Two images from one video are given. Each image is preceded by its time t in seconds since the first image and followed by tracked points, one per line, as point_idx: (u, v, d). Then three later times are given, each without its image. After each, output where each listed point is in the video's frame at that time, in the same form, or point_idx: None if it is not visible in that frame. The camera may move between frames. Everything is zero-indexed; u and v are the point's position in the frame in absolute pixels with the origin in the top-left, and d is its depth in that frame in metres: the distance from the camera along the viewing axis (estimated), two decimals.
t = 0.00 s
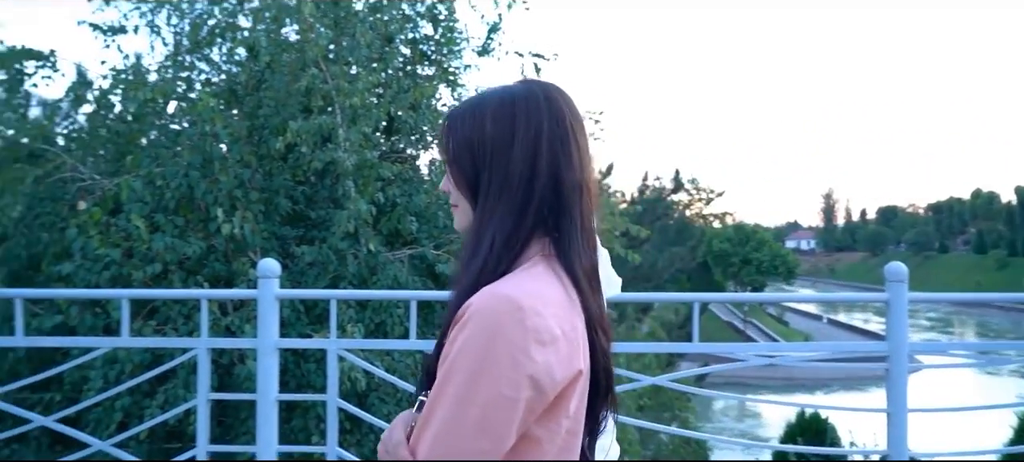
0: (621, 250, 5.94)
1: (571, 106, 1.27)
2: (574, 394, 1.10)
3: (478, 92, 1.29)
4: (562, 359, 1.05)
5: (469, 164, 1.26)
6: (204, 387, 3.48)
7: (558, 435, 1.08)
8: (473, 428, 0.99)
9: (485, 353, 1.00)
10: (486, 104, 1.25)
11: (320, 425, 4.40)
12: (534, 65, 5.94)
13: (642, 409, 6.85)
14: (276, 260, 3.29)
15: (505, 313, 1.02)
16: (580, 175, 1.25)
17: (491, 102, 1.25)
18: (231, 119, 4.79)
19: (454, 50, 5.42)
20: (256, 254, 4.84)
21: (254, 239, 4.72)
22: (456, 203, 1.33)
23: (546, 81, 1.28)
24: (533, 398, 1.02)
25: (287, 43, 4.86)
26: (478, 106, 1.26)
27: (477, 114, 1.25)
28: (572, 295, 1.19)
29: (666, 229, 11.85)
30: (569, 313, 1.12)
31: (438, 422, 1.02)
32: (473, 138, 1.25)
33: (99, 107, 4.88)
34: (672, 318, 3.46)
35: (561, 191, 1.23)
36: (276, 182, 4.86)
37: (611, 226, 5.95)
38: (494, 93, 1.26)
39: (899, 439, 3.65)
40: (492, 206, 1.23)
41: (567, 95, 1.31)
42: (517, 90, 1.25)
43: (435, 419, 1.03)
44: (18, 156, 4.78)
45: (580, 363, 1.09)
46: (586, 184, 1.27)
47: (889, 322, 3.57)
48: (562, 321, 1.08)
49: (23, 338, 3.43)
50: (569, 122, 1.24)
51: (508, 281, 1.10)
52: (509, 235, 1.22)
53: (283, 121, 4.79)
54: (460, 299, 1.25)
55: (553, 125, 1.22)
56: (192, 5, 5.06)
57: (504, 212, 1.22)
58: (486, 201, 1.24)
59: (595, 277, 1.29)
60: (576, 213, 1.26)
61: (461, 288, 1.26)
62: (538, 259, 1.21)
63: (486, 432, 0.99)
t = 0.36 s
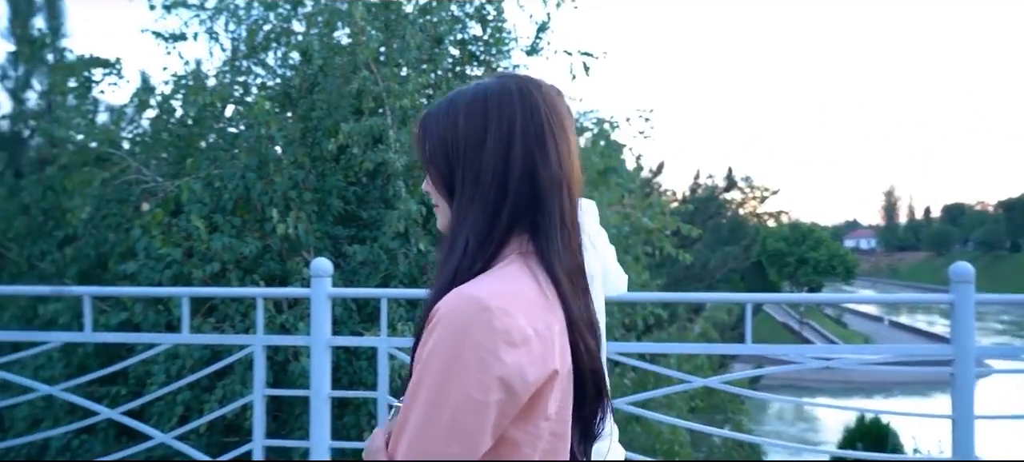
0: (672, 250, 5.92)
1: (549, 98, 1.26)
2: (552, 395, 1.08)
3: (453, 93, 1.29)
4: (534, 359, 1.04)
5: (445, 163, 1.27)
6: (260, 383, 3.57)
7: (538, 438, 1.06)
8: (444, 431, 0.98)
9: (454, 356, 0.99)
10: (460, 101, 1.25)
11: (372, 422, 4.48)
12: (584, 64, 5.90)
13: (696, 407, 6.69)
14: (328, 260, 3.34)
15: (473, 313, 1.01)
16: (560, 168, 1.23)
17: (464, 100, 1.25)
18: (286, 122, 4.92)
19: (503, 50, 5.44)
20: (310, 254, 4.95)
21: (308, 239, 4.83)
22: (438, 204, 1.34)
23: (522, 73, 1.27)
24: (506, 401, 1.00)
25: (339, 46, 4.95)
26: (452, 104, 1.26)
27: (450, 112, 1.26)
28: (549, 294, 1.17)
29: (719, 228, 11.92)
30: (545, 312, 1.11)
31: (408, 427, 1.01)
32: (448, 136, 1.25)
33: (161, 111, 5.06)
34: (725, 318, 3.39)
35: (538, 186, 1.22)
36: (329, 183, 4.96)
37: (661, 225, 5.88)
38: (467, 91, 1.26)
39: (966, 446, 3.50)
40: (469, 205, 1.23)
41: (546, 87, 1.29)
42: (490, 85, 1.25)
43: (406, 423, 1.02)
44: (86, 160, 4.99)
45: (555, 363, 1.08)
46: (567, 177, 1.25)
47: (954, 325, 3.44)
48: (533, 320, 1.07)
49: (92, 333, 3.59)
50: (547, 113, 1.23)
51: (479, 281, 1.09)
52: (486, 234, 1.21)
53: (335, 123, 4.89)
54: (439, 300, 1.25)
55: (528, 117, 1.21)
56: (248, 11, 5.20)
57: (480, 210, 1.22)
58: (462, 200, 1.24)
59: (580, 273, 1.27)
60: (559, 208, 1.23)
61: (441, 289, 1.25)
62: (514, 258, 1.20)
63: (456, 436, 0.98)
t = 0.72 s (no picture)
0: (726, 251, 5.85)
1: (506, 114, 1.33)
2: (495, 397, 1.19)
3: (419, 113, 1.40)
4: (474, 363, 1.16)
5: (409, 179, 1.38)
6: (314, 381, 3.65)
7: (483, 437, 1.17)
8: (390, 426, 1.14)
9: (397, 361, 1.14)
10: (422, 123, 1.36)
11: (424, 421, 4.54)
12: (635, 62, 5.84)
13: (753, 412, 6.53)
14: (380, 261, 3.39)
15: (415, 322, 1.15)
16: (515, 183, 1.31)
17: (426, 121, 1.36)
18: (340, 125, 5.02)
19: (554, 51, 5.45)
20: (363, 254, 5.03)
21: (361, 240, 4.93)
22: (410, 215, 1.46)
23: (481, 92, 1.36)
24: (445, 401, 1.14)
25: (391, 50, 5.03)
26: (415, 125, 1.37)
27: (413, 133, 1.37)
28: (499, 301, 1.27)
29: (778, 228, 11.81)
30: (490, 319, 1.22)
31: (363, 422, 1.17)
32: (409, 153, 1.36)
33: (223, 116, 5.24)
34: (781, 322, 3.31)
35: (493, 199, 1.31)
36: (381, 184, 5.02)
37: (715, 226, 5.79)
38: (429, 112, 1.37)
39: None
40: (430, 219, 1.35)
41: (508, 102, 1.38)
42: (450, 106, 1.35)
43: (361, 419, 1.18)
44: (153, 165, 5.20)
45: (497, 366, 1.19)
46: (525, 189, 1.33)
47: None
48: (476, 325, 1.19)
49: (156, 330, 3.73)
50: (502, 129, 1.31)
51: (429, 291, 1.23)
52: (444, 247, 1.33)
53: (388, 126, 4.97)
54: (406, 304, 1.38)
55: (484, 134, 1.30)
56: (305, 18, 5.33)
57: (439, 223, 1.34)
58: (424, 214, 1.36)
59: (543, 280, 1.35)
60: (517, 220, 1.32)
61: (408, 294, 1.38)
62: (467, 268, 1.31)
63: (400, 432, 1.13)
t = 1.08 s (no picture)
0: (785, 252, 5.69)
1: (469, 130, 1.50)
2: (438, 390, 1.36)
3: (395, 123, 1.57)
4: (420, 358, 1.34)
5: (383, 184, 1.55)
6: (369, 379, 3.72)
7: (426, 424, 1.35)
8: (345, 406, 1.34)
9: (353, 350, 1.34)
10: (394, 133, 1.53)
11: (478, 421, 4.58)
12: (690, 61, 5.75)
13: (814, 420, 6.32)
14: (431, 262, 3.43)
15: (371, 318, 1.34)
16: (472, 194, 1.48)
17: (397, 132, 1.53)
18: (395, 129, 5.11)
19: (607, 50, 5.40)
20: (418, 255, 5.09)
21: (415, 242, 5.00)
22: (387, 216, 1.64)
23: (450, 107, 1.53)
24: (391, 389, 1.33)
25: (445, 53, 5.08)
26: (389, 136, 1.54)
27: (387, 142, 1.54)
28: (453, 301, 1.45)
29: (842, 229, 11.37)
30: (440, 318, 1.40)
31: (323, 401, 1.37)
32: (382, 161, 1.54)
33: (283, 121, 5.39)
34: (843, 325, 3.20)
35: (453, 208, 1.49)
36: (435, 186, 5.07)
37: (774, 227, 5.64)
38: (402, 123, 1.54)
39: None
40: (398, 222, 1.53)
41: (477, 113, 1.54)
42: (418, 118, 1.52)
43: (323, 398, 1.38)
44: (217, 169, 5.40)
45: (442, 361, 1.36)
46: (482, 200, 1.50)
47: None
48: (426, 324, 1.37)
49: (219, 329, 3.87)
50: (461, 144, 1.48)
51: (390, 288, 1.41)
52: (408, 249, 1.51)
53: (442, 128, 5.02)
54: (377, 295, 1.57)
55: (445, 148, 1.48)
56: (361, 23, 5.44)
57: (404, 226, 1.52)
58: (394, 217, 1.54)
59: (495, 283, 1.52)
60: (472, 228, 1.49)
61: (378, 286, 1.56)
62: (428, 268, 1.49)
63: (352, 413, 1.33)
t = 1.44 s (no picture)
0: (850, 252, 5.47)
1: (472, 127, 1.46)
2: (427, 374, 1.36)
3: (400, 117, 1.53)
4: (408, 342, 1.33)
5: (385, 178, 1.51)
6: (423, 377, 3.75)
7: (415, 406, 1.36)
8: (338, 390, 1.34)
9: (344, 335, 1.33)
10: (399, 128, 1.50)
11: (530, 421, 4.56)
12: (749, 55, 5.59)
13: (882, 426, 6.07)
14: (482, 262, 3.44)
15: (363, 303, 1.33)
16: (472, 190, 1.44)
17: (402, 127, 1.49)
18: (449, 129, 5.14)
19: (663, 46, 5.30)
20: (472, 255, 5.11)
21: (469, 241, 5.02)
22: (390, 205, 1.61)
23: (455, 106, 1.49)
24: (381, 372, 1.32)
25: (498, 52, 5.08)
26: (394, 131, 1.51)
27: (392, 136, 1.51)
28: (448, 292, 1.42)
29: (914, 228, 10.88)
30: (432, 305, 1.38)
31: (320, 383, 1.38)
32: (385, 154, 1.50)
33: (340, 123, 5.50)
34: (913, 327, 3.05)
35: (453, 204, 1.45)
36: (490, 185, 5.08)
37: (838, 225, 5.42)
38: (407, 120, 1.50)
39: None
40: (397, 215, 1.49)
41: (478, 113, 1.50)
42: (423, 117, 1.48)
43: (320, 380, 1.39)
44: (277, 170, 5.55)
45: (430, 347, 1.35)
46: (483, 197, 1.46)
47: None
48: (417, 310, 1.36)
49: (277, 327, 3.97)
50: (462, 141, 1.44)
51: (384, 276, 1.39)
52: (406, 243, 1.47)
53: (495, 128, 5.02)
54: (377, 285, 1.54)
55: (446, 150, 1.44)
56: (416, 25, 5.51)
57: (403, 220, 1.48)
58: (394, 209, 1.50)
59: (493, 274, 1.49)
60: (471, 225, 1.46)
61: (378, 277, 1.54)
62: (425, 260, 1.45)
63: (344, 396, 1.33)
